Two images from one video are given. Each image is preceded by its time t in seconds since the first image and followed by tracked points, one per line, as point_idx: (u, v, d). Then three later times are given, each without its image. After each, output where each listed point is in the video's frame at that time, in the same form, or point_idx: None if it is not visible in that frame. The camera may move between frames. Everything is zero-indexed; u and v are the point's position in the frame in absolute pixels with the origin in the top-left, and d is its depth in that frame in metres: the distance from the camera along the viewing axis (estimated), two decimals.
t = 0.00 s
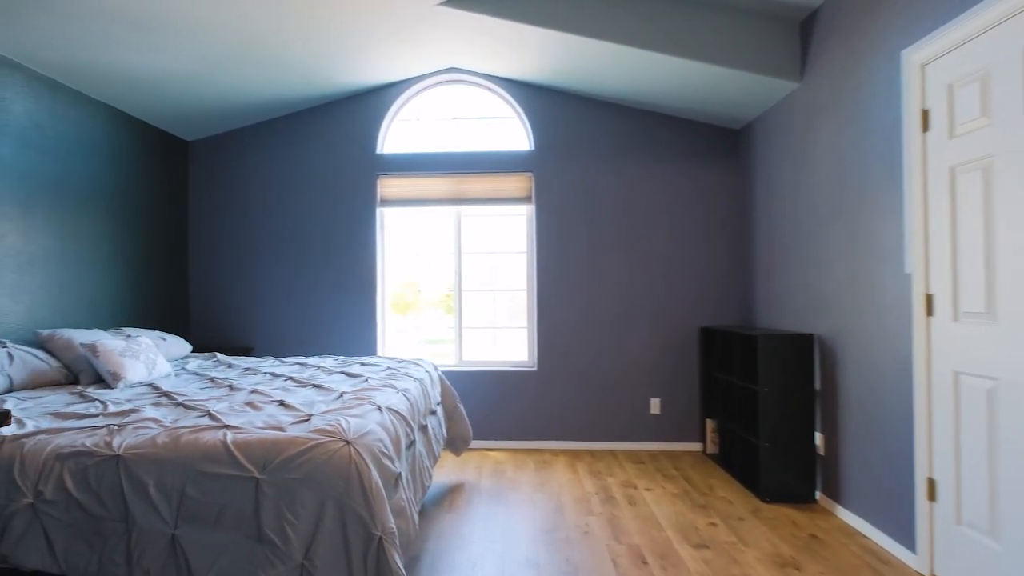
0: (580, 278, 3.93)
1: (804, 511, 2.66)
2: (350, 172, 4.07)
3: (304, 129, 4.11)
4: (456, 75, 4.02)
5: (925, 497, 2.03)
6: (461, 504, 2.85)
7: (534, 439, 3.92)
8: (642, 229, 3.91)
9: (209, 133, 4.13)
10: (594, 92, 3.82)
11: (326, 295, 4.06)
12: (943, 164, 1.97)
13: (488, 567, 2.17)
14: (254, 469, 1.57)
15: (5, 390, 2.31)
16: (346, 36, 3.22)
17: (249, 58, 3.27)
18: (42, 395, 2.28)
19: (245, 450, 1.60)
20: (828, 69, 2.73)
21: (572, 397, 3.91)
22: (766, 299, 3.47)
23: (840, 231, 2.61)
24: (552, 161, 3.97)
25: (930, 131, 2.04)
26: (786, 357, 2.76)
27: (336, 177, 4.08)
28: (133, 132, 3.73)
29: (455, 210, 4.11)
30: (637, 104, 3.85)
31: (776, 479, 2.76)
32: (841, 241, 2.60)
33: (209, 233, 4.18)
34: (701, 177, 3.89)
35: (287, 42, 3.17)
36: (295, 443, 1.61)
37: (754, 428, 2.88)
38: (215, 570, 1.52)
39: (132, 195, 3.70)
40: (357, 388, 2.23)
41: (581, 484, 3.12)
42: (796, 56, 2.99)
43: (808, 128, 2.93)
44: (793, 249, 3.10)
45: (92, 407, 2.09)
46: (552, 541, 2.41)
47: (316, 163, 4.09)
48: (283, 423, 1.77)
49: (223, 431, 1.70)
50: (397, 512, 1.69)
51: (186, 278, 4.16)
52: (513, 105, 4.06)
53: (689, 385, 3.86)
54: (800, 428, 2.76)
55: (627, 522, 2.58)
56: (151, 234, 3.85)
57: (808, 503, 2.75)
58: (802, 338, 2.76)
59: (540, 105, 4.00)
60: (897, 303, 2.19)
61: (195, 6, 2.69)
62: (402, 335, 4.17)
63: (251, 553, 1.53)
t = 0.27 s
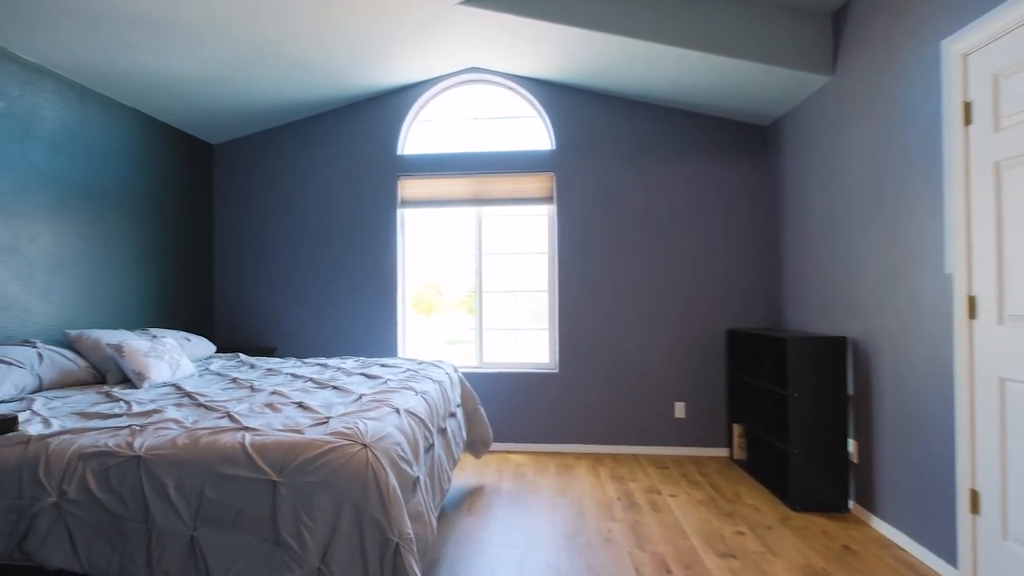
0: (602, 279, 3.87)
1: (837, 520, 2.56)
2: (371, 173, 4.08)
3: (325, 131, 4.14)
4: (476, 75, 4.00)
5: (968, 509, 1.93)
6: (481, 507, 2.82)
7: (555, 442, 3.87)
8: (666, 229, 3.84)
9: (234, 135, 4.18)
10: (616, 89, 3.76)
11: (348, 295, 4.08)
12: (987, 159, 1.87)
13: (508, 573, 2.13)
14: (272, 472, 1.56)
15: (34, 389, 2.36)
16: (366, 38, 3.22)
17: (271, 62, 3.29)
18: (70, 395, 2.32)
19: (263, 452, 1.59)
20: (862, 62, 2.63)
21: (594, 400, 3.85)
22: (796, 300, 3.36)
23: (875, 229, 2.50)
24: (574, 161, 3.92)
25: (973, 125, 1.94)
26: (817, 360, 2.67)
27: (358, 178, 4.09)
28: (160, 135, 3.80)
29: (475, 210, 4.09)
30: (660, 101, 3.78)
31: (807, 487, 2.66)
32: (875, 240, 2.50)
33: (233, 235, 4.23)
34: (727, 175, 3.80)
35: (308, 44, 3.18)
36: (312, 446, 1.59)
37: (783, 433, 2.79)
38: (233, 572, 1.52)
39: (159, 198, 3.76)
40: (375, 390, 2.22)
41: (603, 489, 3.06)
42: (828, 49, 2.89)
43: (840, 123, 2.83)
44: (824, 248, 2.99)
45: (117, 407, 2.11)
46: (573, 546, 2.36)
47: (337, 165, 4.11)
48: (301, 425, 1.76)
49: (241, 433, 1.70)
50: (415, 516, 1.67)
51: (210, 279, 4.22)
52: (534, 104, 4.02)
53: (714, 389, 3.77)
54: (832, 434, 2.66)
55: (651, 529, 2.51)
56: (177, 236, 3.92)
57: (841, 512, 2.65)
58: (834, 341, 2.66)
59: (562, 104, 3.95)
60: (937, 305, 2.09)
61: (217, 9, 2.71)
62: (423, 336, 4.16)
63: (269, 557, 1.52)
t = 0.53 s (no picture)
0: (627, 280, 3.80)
1: (873, 531, 2.46)
2: (393, 174, 4.08)
3: (348, 133, 4.16)
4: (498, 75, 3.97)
5: (1017, 524, 1.83)
6: (503, 511, 2.78)
7: (578, 446, 3.82)
8: (692, 228, 3.75)
9: (259, 138, 4.23)
10: (641, 87, 3.69)
11: (371, 297, 4.09)
12: None
13: None
14: (291, 475, 1.55)
15: (65, 389, 2.40)
16: (387, 40, 3.22)
17: (295, 65, 3.32)
18: (99, 395, 2.36)
19: (284, 455, 1.59)
20: (900, 54, 2.52)
21: (618, 403, 3.79)
22: (828, 302, 3.25)
23: (914, 228, 2.40)
24: (597, 161, 3.86)
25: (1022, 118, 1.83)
26: (851, 365, 2.57)
27: (380, 180, 4.10)
28: (187, 140, 3.86)
29: (497, 211, 4.06)
30: (686, 98, 3.70)
31: (840, 497, 2.57)
32: (914, 240, 2.39)
33: (259, 237, 4.28)
34: (755, 173, 3.70)
35: (331, 48, 3.19)
36: (332, 450, 1.58)
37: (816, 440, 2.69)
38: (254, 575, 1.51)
39: (187, 202, 3.83)
40: (396, 393, 2.20)
41: (627, 494, 3.00)
42: (863, 41, 2.79)
43: (876, 118, 2.72)
44: (859, 248, 2.88)
45: (143, 408, 2.14)
46: (596, 554, 2.31)
47: (360, 167, 4.13)
48: (320, 428, 1.75)
49: (262, 436, 1.69)
50: (434, 522, 1.64)
51: (236, 281, 4.28)
52: (557, 104, 3.98)
53: (742, 393, 3.67)
54: (867, 441, 2.56)
55: (677, 537, 2.45)
56: (204, 238, 3.98)
57: (877, 523, 2.54)
58: (869, 344, 2.56)
59: (585, 102, 3.89)
60: (982, 308, 1.99)
61: (241, 14, 2.74)
62: (445, 338, 4.16)
63: (288, 561, 1.51)
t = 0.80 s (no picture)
0: (652, 281, 3.73)
1: (913, 544, 2.35)
2: (416, 175, 4.08)
3: (372, 134, 4.17)
4: (521, 75, 3.94)
5: None
6: (526, 515, 2.75)
7: (602, 450, 3.76)
8: (719, 228, 3.66)
9: (284, 142, 4.28)
10: (666, 84, 3.62)
11: (394, 298, 4.09)
12: None
13: None
14: (312, 479, 1.54)
15: (96, 390, 2.45)
16: (410, 41, 3.21)
17: (317, 68, 3.32)
18: (128, 395, 2.40)
19: (304, 459, 1.58)
20: (942, 44, 2.41)
21: (643, 407, 3.72)
22: (865, 304, 3.13)
23: (957, 227, 2.29)
24: (622, 160, 3.80)
25: None
26: (890, 371, 2.47)
27: (403, 182, 4.10)
28: (215, 144, 3.92)
29: (520, 212, 4.03)
30: (713, 95, 3.61)
31: (877, 507, 2.46)
32: (958, 240, 2.28)
33: (285, 239, 4.32)
34: (786, 171, 3.60)
35: (354, 50, 3.20)
36: (352, 455, 1.56)
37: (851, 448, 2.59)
38: None
39: (215, 205, 3.89)
40: (417, 396, 2.19)
41: (653, 501, 2.93)
42: (902, 32, 2.68)
43: (916, 112, 2.61)
44: (897, 248, 2.77)
45: (171, 409, 2.16)
46: (621, 561, 2.26)
47: (383, 169, 4.14)
48: (341, 432, 1.74)
49: (283, 439, 1.69)
50: (455, 529, 1.61)
51: (262, 283, 4.34)
52: (581, 103, 3.93)
53: (773, 397, 3.57)
54: (906, 449, 2.46)
55: (705, 546, 2.38)
56: (231, 241, 4.04)
57: (916, 536, 2.43)
58: (908, 348, 2.45)
59: (609, 101, 3.84)
60: None
61: (265, 19, 2.75)
62: (468, 340, 4.14)
63: (309, 566, 1.50)
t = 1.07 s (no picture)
0: (678, 283, 3.65)
1: (957, 560, 2.24)
2: (440, 178, 4.08)
3: (395, 137, 4.18)
4: (544, 75, 3.91)
5: None
6: (549, 522, 2.71)
7: (627, 455, 3.69)
8: (748, 228, 3.57)
9: (310, 145, 4.32)
10: (694, 82, 3.55)
11: (417, 301, 4.09)
12: None
13: None
14: (333, 485, 1.53)
15: (125, 391, 2.49)
16: (432, 43, 3.20)
17: (341, 72, 3.34)
18: (156, 397, 2.44)
19: (325, 464, 1.57)
20: (987, 34, 2.30)
21: (669, 411, 3.64)
22: (904, 307, 3.01)
23: (1004, 226, 2.18)
24: (647, 160, 3.73)
25: None
26: (931, 378, 2.36)
27: (426, 184, 4.10)
28: (242, 148, 3.98)
29: (543, 213, 3.99)
30: (742, 92, 3.53)
31: (917, 520, 2.36)
32: (1005, 239, 2.16)
33: (310, 242, 4.36)
34: (818, 169, 3.48)
35: (376, 53, 3.20)
36: (373, 461, 1.55)
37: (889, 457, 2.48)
38: None
39: (241, 209, 3.94)
40: (439, 400, 2.16)
41: (680, 509, 2.86)
42: (944, 23, 2.57)
43: (959, 106, 2.49)
44: (938, 248, 2.65)
45: (197, 411, 2.18)
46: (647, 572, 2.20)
47: (406, 171, 4.15)
48: (362, 437, 1.73)
49: (305, 444, 1.68)
50: (476, 538, 1.58)
51: (287, 285, 4.38)
52: (605, 102, 3.88)
53: (805, 403, 3.46)
54: (949, 460, 2.35)
55: (734, 557, 2.30)
56: (257, 244, 4.09)
57: (960, 551, 2.32)
58: (950, 353, 2.34)
59: (634, 100, 3.77)
60: None
61: (288, 25, 2.77)
62: (491, 342, 4.12)
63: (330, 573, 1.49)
